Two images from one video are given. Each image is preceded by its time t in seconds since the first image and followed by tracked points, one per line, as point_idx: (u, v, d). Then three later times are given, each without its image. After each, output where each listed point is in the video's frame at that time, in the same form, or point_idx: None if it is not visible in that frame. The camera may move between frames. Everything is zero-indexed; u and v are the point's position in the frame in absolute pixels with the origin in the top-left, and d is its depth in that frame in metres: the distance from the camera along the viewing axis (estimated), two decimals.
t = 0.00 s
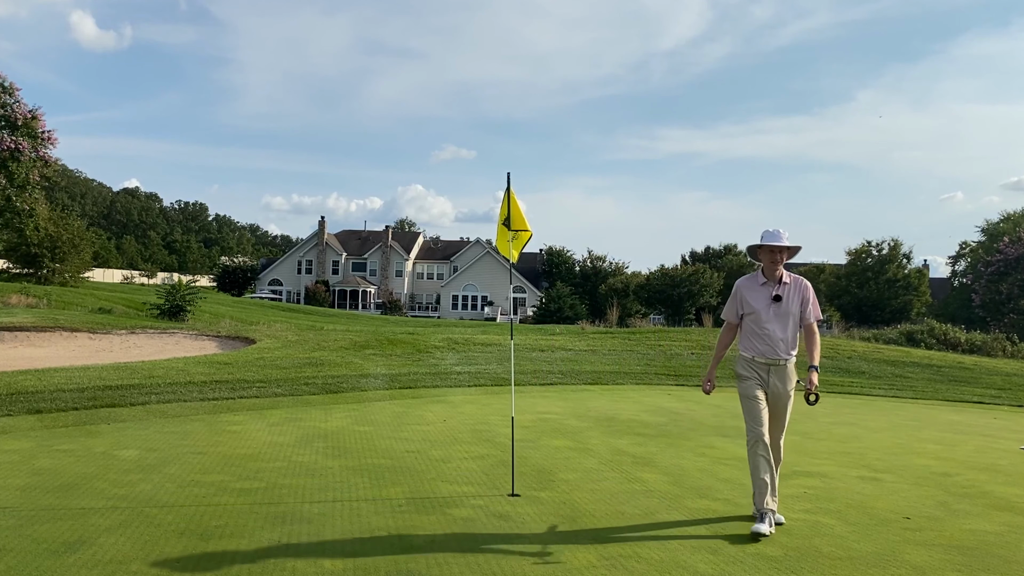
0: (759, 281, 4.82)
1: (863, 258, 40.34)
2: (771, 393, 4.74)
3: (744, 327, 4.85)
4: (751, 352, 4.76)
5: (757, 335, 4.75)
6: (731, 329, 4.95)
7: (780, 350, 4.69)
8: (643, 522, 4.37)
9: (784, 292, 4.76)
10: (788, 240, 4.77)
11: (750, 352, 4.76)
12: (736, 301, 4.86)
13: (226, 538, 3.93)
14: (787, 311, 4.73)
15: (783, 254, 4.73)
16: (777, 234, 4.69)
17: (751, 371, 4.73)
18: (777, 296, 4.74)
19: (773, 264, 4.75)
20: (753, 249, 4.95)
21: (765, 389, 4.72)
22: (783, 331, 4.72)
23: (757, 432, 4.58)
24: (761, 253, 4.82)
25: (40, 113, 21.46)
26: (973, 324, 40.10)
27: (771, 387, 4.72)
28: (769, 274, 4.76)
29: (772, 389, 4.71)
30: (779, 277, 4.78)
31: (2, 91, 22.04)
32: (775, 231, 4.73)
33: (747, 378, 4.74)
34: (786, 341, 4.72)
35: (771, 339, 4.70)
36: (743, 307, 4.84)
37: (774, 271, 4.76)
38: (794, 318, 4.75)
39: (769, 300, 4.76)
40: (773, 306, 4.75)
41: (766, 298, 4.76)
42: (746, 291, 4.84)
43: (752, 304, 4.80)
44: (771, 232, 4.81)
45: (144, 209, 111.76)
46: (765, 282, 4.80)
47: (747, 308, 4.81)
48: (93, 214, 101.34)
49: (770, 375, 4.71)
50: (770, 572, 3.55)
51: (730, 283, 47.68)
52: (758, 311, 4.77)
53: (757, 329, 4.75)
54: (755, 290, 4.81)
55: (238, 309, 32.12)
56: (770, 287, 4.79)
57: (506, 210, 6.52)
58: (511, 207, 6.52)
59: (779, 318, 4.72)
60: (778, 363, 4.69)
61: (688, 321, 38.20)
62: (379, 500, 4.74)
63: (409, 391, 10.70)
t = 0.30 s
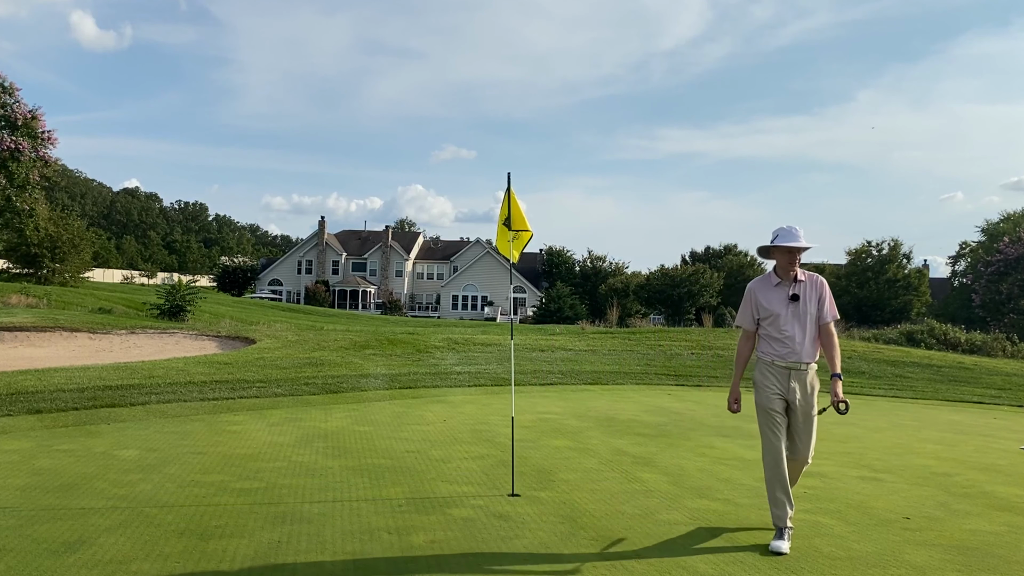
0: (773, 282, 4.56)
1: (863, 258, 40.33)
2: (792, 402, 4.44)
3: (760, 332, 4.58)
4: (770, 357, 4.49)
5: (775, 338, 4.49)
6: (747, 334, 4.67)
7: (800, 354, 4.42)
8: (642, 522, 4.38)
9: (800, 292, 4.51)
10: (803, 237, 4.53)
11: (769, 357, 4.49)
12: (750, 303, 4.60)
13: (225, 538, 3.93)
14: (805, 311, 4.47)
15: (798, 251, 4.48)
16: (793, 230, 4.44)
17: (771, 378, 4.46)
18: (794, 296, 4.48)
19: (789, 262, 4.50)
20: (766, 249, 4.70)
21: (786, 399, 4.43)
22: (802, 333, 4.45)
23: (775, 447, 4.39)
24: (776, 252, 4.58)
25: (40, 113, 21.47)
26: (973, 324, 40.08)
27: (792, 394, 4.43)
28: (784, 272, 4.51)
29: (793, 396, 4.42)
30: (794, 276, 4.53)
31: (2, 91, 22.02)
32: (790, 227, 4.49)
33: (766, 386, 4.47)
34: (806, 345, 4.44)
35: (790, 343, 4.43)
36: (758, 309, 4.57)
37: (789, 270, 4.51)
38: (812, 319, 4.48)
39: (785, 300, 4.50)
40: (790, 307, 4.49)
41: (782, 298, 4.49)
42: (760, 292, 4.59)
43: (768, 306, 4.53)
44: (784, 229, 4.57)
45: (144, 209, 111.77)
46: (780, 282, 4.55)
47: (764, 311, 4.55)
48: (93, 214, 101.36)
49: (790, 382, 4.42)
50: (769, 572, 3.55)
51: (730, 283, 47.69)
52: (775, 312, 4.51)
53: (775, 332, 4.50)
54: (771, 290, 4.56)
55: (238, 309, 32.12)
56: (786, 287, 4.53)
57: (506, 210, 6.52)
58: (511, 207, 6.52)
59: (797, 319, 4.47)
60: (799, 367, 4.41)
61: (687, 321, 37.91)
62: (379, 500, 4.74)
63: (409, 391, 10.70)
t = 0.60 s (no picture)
0: (795, 281, 4.10)
1: (863, 258, 40.33)
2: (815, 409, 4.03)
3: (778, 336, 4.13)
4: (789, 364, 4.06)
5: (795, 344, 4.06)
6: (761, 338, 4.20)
7: (822, 360, 4.02)
8: (642, 522, 4.39)
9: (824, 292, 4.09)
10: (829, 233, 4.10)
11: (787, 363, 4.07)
12: (769, 304, 4.10)
13: (226, 538, 3.92)
14: (828, 314, 4.07)
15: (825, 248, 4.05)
16: (821, 227, 4.03)
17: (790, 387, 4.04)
18: (819, 297, 4.05)
19: (814, 260, 4.06)
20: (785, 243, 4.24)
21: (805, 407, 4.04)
22: (825, 338, 4.05)
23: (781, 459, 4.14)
24: (801, 248, 4.13)
25: (40, 113, 21.47)
26: (973, 324, 40.09)
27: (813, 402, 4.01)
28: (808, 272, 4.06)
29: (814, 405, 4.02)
30: (817, 275, 4.10)
31: (2, 91, 22.01)
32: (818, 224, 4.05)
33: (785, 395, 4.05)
34: (827, 350, 4.05)
35: (812, 348, 4.03)
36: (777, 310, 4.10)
37: (813, 269, 4.08)
38: (833, 324, 4.10)
39: (807, 301, 4.06)
40: (813, 309, 4.06)
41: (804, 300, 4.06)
42: (780, 292, 4.10)
43: (789, 307, 4.07)
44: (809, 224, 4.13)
45: (144, 209, 111.78)
46: (802, 282, 4.10)
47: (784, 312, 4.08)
48: (93, 214, 101.36)
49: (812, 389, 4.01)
50: (769, 572, 3.55)
51: (730, 283, 47.72)
52: (797, 314, 4.06)
53: (796, 336, 4.06)
54: (793, 290, 4.09)
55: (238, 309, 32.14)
56: (809, 286, 4.09)
57: (506, 210, 6.51)
58: (511, 207, 6.52)
59: (820, 323, 4.05)
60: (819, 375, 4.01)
61: (687, 321, 38.00)
62: (380, 500, 4.74)
63: (409, 392, 10.71)
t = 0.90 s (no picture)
0: (834, 276, 3.73)
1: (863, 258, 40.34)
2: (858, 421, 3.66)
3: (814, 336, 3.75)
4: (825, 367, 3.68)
5: (833, 344, 3.67)
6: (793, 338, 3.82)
7: (863, 363, 3.62)
8: (642, 522, 4.39)
9: (866, 289, 3.71)
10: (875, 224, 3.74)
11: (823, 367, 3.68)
12: (805, 300, 3.74)
13: (226, 538, 3.93)
14: (869, 311, 3.69)
15: (869, 241, 3.71)
16: (868, 215, 3.65)
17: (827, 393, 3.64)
18: (860, 294, 3.67)
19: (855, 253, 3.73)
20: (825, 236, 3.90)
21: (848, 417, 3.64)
22: (865, 339, 3.67)
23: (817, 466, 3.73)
24: (844, 240, 3.77)
25: (40, 113, 21.46)
26: (973, 324, 40.09)
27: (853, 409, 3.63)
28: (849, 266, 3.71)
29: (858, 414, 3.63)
30: (859, 271, 3.73)
31: (2, 91, 22.00)
32: (863, 213, 3.71)
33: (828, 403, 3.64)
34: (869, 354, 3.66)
35: (851, 350, 3.63)
36: (814, 308, 3.72)
37: (854, 263, 3.72)
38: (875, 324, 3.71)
39: (848, 298, 3.68)
40: (854, 307, 3.68)
41: (843, 296, 3.69)
42: (818, 287, 3.73)
43: (828, 303, 3.70)
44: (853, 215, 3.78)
45: (144, 209, 111.81)
46: (843, 277, 3.72)
47: (821, 310, 3.70)
48: (93, 214, 101.35)
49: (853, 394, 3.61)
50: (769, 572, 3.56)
51: (730, 283, 47.77)
52: (835, 312, 3.69)
53: (833, 336, 3.68)
54: (832, 286, 3.71)
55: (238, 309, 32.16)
56: (849, 283, 3.72)
57: (506, 211, 6.51)
58: (511, 207, 6.51)
59: (862, 321, 3.68)
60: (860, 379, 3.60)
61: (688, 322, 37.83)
62: (383, 500, 4.73)
63: (409, 391, 10.71)
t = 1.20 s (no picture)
0: (875, 280, 3.58)
1: (863, 258, 40.33)
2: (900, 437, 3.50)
3: (858, 347, 3.57)
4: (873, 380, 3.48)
5: (879, 354, 3.49)
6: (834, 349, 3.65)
7: (912, 373, 3.44)
8: (642, 522, 4.39)
9: (910, 293, 3.54)
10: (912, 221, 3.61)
11: (869, 380, 3.49)
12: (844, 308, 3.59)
13: (226, 538, 3.92)
14: (916, 314, 3.52)
15: (908, 238, 3.58)
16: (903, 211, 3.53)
17: (878, 407, 3.45)
18: (904, 298, 3.50)
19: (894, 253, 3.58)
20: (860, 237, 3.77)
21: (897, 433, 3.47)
22: (913, 347, 3.48)
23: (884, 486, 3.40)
24: (879, 240, 3.65)
25: (40, 113, 21.46)
26: (973, 324, 40.07)
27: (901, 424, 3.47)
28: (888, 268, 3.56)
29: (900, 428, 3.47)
30: (901, 273, 3.57)
31: (2, 91, 22.01)
32: (898, 209, 3.58)
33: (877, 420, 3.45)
34: (918, 364, 3.47)
35: (900, 359, 3.44)
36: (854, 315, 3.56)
37: (894, 264, 3.57)
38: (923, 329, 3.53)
39: (892, 303, 3.51)
40: (899, 312, 3.50)
41: (887, 300, 3.52)
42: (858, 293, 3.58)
43: (871, 310, 3.53)
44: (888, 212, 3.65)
45: (144, 209, 111.83)
46: (884, 281, 3.56)
47: (862, 319, 3.56)
48: (94, 214, 101.35)
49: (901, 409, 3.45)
50: (769, 572, 3.55)
51: (730, 283, 47.78)
52: (879, 318, 3.51)
53: (879, 345, 3.50)
54: (873, 292, 3.56)
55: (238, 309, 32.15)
56: (892, 287, 3.55)
57: (506, 211, 6.51)
58: (511, 207, 6.51)
59: (908, 328, 3.50)
60: (911, 393, 3.43)
61: (688, 321, 38.22)
62: (383, 501, 4.72)
63: (409, 392, 10.70)
